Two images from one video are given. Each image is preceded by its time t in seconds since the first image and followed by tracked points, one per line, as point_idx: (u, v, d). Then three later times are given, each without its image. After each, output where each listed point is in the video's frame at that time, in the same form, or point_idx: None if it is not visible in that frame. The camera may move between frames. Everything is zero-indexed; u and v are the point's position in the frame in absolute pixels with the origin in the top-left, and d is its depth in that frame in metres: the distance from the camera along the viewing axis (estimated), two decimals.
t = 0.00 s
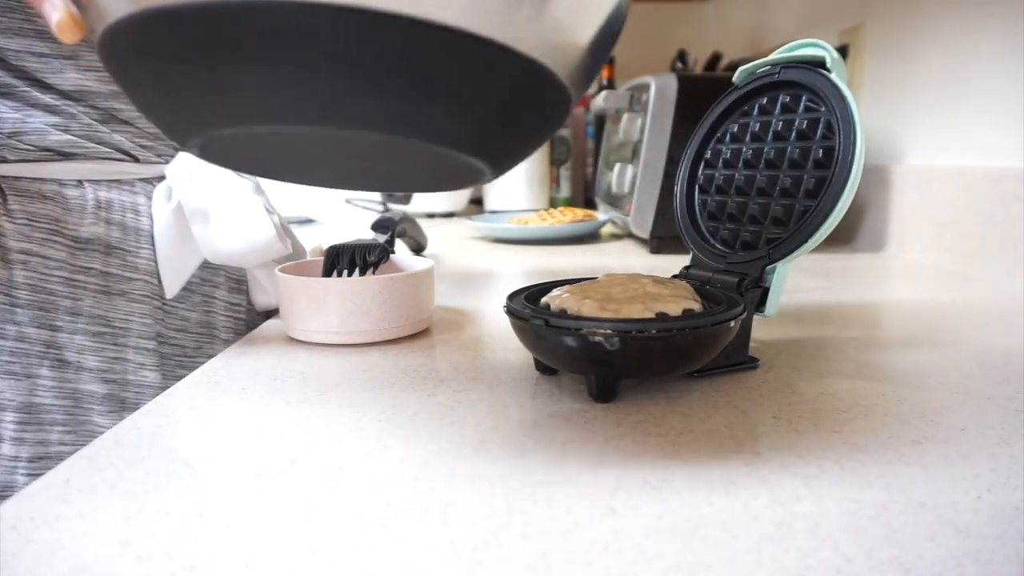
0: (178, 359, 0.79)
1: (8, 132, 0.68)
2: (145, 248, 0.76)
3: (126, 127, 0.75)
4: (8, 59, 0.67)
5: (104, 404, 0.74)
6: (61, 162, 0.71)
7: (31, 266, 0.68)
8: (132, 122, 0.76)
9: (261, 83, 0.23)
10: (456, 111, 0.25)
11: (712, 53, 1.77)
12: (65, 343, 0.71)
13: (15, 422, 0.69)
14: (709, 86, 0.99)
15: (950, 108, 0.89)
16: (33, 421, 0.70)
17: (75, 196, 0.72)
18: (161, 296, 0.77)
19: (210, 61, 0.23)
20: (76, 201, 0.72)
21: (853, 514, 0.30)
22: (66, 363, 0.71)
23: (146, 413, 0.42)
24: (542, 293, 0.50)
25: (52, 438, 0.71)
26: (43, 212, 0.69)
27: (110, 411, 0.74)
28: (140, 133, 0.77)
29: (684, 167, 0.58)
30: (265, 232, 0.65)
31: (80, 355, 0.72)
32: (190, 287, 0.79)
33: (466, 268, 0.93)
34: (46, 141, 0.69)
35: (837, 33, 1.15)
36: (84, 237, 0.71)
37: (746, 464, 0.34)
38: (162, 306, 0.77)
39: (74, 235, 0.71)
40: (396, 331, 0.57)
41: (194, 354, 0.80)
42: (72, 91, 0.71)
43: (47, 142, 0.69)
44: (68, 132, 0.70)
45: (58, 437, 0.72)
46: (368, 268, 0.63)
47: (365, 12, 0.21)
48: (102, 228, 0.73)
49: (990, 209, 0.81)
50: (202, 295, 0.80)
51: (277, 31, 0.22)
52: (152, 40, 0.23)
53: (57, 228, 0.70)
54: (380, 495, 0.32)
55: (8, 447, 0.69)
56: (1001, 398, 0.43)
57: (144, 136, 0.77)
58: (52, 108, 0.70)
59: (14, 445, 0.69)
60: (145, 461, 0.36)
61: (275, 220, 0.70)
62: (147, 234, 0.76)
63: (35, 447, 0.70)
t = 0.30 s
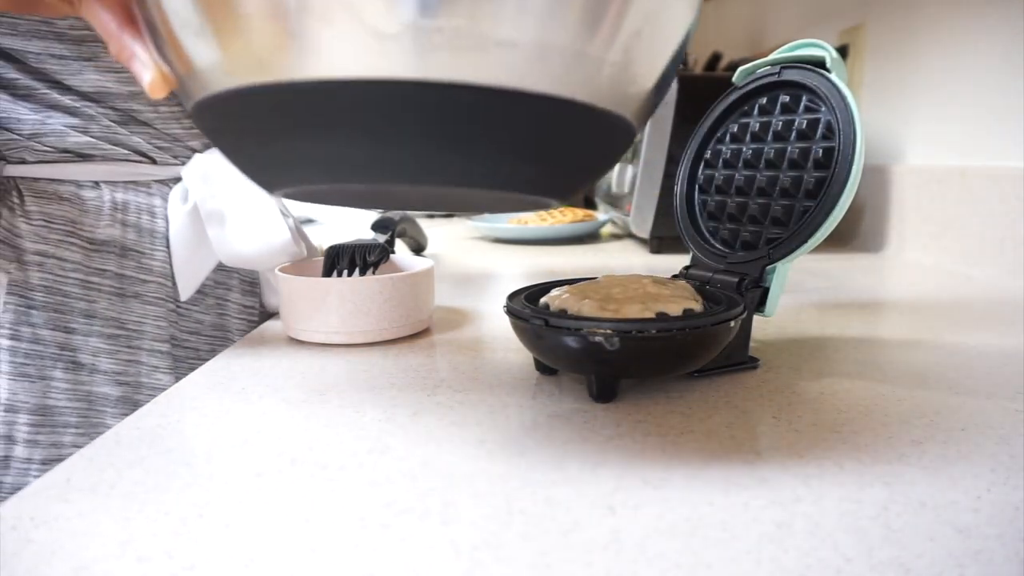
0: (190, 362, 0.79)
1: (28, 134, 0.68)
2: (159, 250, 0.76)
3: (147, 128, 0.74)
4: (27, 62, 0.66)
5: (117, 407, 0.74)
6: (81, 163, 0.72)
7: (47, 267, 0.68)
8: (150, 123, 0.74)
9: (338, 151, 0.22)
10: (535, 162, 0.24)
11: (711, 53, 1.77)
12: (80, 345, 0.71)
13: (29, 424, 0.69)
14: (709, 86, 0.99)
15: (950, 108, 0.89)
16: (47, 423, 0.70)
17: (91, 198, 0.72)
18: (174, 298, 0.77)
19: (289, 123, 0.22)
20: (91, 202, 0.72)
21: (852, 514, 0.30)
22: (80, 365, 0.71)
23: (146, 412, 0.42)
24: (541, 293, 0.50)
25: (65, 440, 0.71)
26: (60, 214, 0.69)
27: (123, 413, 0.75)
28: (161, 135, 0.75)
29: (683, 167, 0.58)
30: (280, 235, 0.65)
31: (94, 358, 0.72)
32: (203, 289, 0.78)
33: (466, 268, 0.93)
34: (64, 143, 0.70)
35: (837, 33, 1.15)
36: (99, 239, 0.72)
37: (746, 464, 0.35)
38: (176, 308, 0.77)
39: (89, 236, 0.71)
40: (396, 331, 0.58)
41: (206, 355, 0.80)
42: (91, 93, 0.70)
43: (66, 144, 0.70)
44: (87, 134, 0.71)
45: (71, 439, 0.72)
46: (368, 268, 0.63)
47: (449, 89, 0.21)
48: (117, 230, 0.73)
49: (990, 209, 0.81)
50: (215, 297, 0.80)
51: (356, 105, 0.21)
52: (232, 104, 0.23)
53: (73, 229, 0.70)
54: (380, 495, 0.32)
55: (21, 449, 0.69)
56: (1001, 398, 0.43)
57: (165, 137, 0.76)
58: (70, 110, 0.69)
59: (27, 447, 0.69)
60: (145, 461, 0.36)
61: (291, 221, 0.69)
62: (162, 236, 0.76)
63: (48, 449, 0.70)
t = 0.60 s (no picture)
0: (184, 362, 0.79)
1: (18, 133, 0.68)
2: (151, 250, 0.76)
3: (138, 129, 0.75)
4: (17, 65, 0.68)
5: (110, 408, 0.74)
6: (70, 164, 0.71)
7: (38, 267, 0.68)
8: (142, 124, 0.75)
9: (274, 114, 0.21)
10: (473, 143, 0.23)
11: (711, 53, 1.77)
12: (72, 345, 0.71)
13: (20, 424, 0.69)
14: (709, 86, 0.99)
15: (950, 107, 0.89)
16: (39, 424, 0.70)
17: (84, 198, 0.72)
18: (167, 298, 0.77)
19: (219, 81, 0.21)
20: (85, 202, 0.72)
21: (853, 513, 0.30)
22: (72, 365, 0.71)
23: (146, 412, 0.42)
24: (542, 294, 0.50)
25: (57, 441, 0.71)
26: (52, 214, 0.70)
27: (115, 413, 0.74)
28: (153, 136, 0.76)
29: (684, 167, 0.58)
30: (274, 234, 0.65)
31: (85, 358, 0.72)
32: (197, 289, 0.78)
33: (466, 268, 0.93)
34: (54, 142, 0.69)
35: (837, 33, 1.16)
36: (91, 239, 0.72)
37: (746, 464, 0.34)
38: (169, 308, 0.77)
39: (82, 236, 0.72)
40: (396, 331, 0.57)
41: (200, 356, 0.80)
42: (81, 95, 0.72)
43: (56, 143, 0.69)
44: (78, 134, 0.71)
45: (63, 439, 0.72)
46: (368, 268, 0.63)
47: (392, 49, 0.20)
48: (110, 230, 0.73)
49: (989, 208, 0.81)
50: (210, 297, 0.79)
51: (307, 68, 0.20)
52: (168, 70, 0.22)
53: (64, 229, 0.70)
54: (380, 494, 0.32)
55: (13, 449, 0.69)
56: (1001, 398, 0.43)
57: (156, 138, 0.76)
58: (61, 110, 0.70)
59: (18, 448, 0.69)
60: (145, 461, 0.36)
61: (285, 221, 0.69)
62: (154, 235, 0.76)
63: (40, 450, 0.70)
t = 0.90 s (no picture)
0: (185, 362, 0.77)
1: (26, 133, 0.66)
2: (154, 250, 0.74)
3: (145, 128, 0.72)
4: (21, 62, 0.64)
5: (108, 408, 0.73)
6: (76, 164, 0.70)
7: (38, 267, 0.68)
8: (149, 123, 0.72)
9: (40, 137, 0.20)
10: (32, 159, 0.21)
11: (711, 53, 1.78)
12: (71, 345, 0.71)
13: (18, 423, 0.69)
14: (710, 86, 0.99)
15: (950, 107, 0.89)
16: (37, 423, 0.70)
17: (85, 199, 0.72)
18: (169, 299, 0.75)
19: None
20: (83, 201, 0.72)
21: (852, 514, 0.30)
22: (71, 365, 0.71)
23: (147, 412, 0.42)
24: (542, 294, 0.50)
25: (55, 440, 0.71)
26: (49, 212, 0.69)
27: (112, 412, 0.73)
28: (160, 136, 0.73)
29: (684, 167, 0.58)
30: (277, 235, 0.63)
31: (84, 357, 0.72)
32: (199, 290, 0.75)
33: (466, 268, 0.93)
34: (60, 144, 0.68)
35: (837, 33, 1.16)
36: (91, 237, 0.71)
37: (746, 464, 0.34)
38: (169, 310, 0.75)
39: (82, 236, 0.71)
40: (396, 331, 0.58)
41: (200, 359, 0.77)
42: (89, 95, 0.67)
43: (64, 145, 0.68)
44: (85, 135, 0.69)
45: (62, 440, 0.71)
46: (368, 268, 0.63)
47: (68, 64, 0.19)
48: (107, 231, 0.72)
49: (989, 208, 0.81)
50: (212, 298, 0.76)
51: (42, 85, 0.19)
52: None
53: (64, 228, 0.70)
54: (380, 494, 0.32)
55: (11, 449, 0.69)
56: (1001, 398, 0.43)
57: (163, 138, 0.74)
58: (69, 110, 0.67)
59: (17, 447, 0.69)
60: (145, 461, 0.36)
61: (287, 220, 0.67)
62: (156, 236, 0.75)
63: (39, 450, 0.70)
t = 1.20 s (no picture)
0: (162, 367, 0.72)
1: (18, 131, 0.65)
2: (129, 253, 0.70)
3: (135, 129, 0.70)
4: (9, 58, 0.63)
5: (81, 412, 0.69)
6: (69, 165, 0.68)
7: (7, 270, 0.65)
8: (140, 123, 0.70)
9: None
10: None
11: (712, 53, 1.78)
12: (43, 349, 0.68)
13: None
14: (710, 86, 0.99)
15: (950, 108, 0.89)
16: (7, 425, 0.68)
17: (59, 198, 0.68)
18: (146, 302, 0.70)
19: None
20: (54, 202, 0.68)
21: (852, 514, 0.30)
22: (43, 369, 0.68)
23: (147, 412, 0.42)
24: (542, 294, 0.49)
25: (26, 444, 0.69)
26: (21, 215, 0.66)
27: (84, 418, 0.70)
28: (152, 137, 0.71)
29: (684, 167, 0.58)
30: (251, 243, 0.63)
31: (56, 362, 0.68)
32: (176, 292, 0.72)
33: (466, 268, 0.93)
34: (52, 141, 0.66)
35: (837, 33, 1.16)
36: (63, 241, 0.68)
37: (746, 464, 0.34)
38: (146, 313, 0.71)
39: (54, 239, 0.68)
40: (395, 331, 0.58)
41: (180, 363, 0.73)
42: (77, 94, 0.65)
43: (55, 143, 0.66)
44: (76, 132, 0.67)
45: (32, 443, 0.69)
46: (368, 268, 0.63)
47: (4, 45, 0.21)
48: (82, 233, 0.68)
49: (989, 208, 0.81)
50: (190, 301, 0.73)
51: None
52: None
53: (35, 230, 0.67)
54: (380, 494, 0.32)
55: None
56: (1001, 398, 0.43)
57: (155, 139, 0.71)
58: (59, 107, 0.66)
59: None
60: (145, 462, 0.35)
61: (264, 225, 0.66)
62: (132, 239, 0.70)
63: (8, 454, 0.68)
